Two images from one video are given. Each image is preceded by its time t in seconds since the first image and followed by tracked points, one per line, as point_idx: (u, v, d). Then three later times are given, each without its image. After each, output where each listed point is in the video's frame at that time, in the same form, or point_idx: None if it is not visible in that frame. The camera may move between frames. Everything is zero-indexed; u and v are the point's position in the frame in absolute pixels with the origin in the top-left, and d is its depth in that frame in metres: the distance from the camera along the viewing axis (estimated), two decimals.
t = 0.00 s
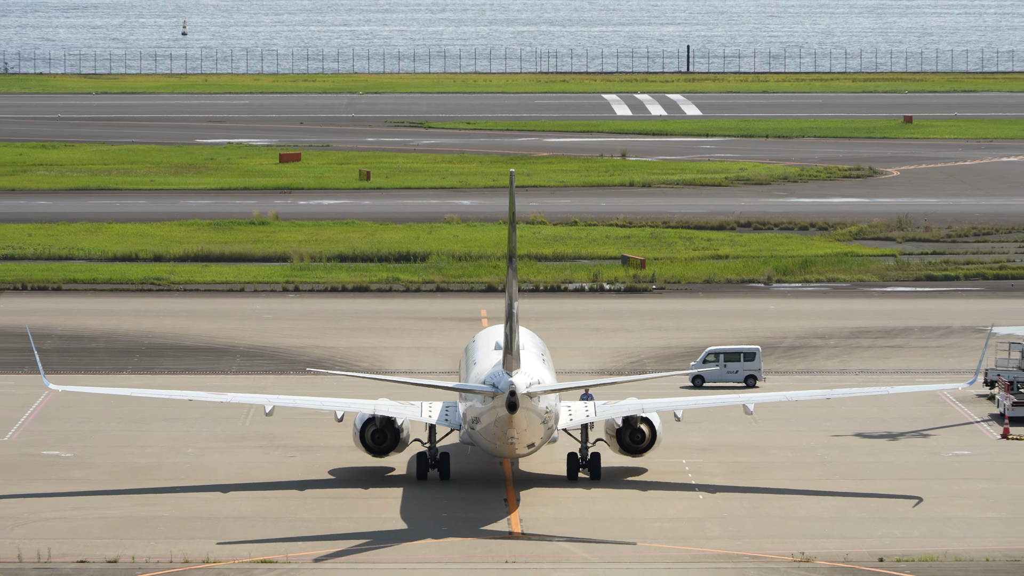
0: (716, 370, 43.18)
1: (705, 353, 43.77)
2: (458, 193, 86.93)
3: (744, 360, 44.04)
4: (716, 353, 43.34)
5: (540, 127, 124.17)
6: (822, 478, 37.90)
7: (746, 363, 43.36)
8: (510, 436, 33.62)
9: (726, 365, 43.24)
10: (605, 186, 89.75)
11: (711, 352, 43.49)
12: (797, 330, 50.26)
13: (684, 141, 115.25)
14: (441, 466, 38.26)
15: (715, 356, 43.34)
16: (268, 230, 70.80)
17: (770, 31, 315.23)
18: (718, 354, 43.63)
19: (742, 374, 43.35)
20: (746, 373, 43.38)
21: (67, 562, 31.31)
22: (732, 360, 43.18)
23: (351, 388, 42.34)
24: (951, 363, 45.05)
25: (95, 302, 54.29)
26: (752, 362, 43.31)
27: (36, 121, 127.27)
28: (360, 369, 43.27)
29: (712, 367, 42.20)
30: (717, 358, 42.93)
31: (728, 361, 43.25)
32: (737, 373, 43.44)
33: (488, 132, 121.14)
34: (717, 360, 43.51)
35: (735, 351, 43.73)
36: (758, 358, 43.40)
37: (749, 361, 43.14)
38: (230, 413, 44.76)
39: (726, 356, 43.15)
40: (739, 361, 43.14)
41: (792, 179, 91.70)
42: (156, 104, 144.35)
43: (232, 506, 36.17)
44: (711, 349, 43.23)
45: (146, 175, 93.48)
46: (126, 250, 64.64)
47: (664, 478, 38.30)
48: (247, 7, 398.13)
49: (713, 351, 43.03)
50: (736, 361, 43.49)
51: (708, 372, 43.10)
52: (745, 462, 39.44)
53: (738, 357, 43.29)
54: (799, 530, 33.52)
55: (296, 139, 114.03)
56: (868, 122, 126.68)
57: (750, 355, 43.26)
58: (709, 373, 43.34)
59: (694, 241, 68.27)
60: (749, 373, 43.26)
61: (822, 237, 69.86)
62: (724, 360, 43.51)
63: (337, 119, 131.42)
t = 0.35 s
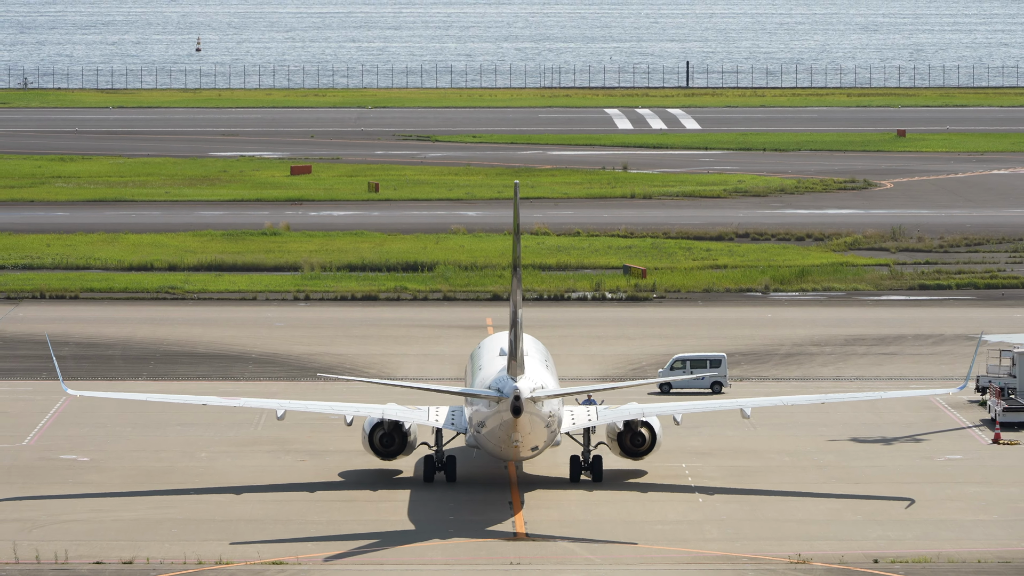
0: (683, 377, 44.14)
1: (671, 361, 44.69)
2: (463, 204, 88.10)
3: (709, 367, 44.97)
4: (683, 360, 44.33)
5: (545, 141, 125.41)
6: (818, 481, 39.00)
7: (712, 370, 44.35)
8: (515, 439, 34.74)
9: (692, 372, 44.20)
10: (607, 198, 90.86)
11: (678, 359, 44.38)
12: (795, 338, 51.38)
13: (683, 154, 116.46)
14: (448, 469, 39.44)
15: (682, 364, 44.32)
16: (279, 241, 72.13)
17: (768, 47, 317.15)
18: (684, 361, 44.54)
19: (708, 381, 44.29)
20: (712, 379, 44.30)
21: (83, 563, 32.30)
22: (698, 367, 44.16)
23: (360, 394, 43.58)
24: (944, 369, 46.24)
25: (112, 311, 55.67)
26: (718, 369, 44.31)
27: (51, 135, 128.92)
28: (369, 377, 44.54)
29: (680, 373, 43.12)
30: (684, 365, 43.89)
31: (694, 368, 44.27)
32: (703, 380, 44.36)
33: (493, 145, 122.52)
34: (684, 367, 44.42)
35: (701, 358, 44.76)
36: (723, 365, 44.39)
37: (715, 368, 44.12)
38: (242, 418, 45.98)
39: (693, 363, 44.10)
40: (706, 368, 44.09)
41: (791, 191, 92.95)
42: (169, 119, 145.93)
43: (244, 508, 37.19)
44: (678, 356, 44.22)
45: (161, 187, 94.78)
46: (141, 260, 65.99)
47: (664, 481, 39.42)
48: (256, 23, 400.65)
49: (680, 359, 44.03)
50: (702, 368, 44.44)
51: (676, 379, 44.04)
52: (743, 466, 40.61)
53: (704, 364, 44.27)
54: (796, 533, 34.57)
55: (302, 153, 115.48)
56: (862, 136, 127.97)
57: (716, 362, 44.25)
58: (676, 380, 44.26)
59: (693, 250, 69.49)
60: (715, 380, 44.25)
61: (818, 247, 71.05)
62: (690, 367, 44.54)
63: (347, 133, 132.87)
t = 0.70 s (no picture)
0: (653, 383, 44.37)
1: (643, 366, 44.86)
2: (468, 211, 88.34)
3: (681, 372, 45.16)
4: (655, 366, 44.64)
5: (549, 148, 125.62)
6: (821, 486, 39.16)
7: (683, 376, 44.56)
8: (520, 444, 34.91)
9: (663, 378, 44.43)
10: (611, 205, 91.04)
11: (649, 365, 44.56)
12: (798, 343, 51.59)
13: (687, 161, 116.61)
14: (453, 473, 39.67)
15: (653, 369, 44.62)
16: (285, 247, 72.40)
17: (770, 54, 317.37)
18: (655, 367, 44.75)
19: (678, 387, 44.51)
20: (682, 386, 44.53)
21: (89, 568, 32.51)
22: (668, 373, 44.38)
23: (366, 400, 43.84)
24: (947, 374, 46.47)
25: (118, 317, 55.96)
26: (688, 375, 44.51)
27: (58, 142, 129.27)
28: (375, 383, 44.80)
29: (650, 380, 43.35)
30: (654, 372, 44.09)
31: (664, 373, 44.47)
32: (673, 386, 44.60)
33: (497, 152, 122.76)
34: (654, 373, 44.64)
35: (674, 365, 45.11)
36: (694, 371, 44.61)
37: (685, 374, 44.33)
38: (248, 424, 46.20)
39: (663, 370, 44.30)
40: (676, 374, 44.31)
41: (795, 198, 93.14)
42: (176, 126, 146.22)
43: (250, 514, 37.34)
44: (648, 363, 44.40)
45: (168, 194, 94.99)
46: (148, 267, 66.27)
47: (668, 485, 39.64)
48: (261, 30, 401.16)
49: (651, 365, 44.22)
50: (673, 374, 44.65)
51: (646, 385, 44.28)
52: (746, 471, 40.78)
53: (675, 371, 44.47)
54: (800, 538, 34.72)
55: (307, 159, 115.77)
56: (865, 143, 128.15)
57: (686, 368, 44.45)
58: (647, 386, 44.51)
59: (697, 257, 69.70)
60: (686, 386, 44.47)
61: (822, 254, 71.23)
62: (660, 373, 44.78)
63: (353, 140, 133.12)
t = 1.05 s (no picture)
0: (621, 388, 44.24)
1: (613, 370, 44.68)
2: (472, 215, 88.36)
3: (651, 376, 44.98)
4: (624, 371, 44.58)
5: (553, 152, 125.68)
6: (826, 490, 39.16)
7: (652, 381, 44.40)
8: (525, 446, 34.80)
9: (632, 383, 44.30)
10: (616, 209, 91.05)
11: (619, 370, 44.37)
12: (802, 347, 51.63)
13: (691, 165, 116.64)
14: (458, 476, 39.68)
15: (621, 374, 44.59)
16: (289, 251, 72.46)
17: (773, 58, 317.46)
18: (625, 371, 44.52)
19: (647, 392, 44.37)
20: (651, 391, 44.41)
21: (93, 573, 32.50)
22: (637, 378, 44.23)
23: (371, 404, 43.87)
24: (951, 379, 46.48)
25: (123, 321, 56.02)
26: (657, 380, 44.36)
27: (63, 146, 129.35)
28: (380, 388, 44.84)
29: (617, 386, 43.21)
30: (622, 377, 43.93)
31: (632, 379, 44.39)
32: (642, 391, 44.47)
33: (501, 156, 122.78)
34: (624, 377, 44.49)
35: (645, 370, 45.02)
36: (663, 376, 44.39)
37: (655, 379, 44.14)
38: (253, 428, 46.22)
39: (632, 375, 44.14)
40: (645, 379, 44.15)
41: (800, 202, 93.14)
42: (180, 130, 146.26)
43: (255, 518, 37.31)
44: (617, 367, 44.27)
45: (173, 198, 95.01)
46: (153, 271, 66.31)
47: (673, 489, 39.64)
48: (265, 34, 401.37)
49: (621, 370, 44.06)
50: (642, 379, 44.49)
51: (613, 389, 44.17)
52: (751, 475, 40.79)
53: (644, 375, 44.31)
54: (805, 542, 34.69)
55: (312, 164, 115.77)
56: (868, 147, 128.18)
57: (656, 374, 44.23)
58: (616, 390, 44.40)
59: (702, 261, 69.75)
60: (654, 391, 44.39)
61: (827, 258, 71.26)
62: (630, 378, 44.69)
63: (358, 144, 133.19)
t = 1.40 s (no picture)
0: (589, 391, 44.12)
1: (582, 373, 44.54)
2: (477, 219, 88.41)
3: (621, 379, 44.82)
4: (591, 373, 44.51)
5: (557, 155, 125.77)
6: (829, 493, 39.15)
7: (620, 385, 44.22)
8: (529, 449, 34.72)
9: (599, 386, 44.15)
10: (620, 212, 91.04)
11: (587, 373, 44.24)
12: (805, 351, 51.69)
13: (695, 169, 116.76)
14: (461, 478, 39.74)
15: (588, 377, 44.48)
16: (294, 255, 72.51)
17: (775, 61, 317.67)
18: (593, 374, 44.37)
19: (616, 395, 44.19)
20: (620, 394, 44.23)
21: None
22: (605, 382, 44.05)
23: (375, 407, 43.91)
24: (954, 382, 46.53)
25: (126, 325, 56.07)
26: (625, 383, 44.17)
27: (67, 150, 129.51)
28: (384, 391, 44.95)
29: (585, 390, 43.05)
30: (590, 381, 43.79)
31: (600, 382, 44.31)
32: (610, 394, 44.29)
33: (505, 160, 122.82)
34: (592, 381, 44.35)
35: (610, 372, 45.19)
36: (631, 379, 44.21)
37: (622, 382, 43.97)
38: (257, 431, 46.27)
39: (600, 378, 43.98)
40: (613, 382, 43.99)
41: (804, 205, 93.15)
42: (185, 133, 146.36)
43: (259, 521, 37.30)
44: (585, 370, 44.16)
45: (177, 202, 95.06)
46: (157, 274, 66.38)
47: (677, 492, 39.62)
48: (269, 38, 401.72)
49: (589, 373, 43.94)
50: (610, 382, 44.32)
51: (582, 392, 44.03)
52: (755, 478, 40.81)
53: (612, 379, 44.16)
54: (808, 546, 34.65)
55: (316, 168, 115.87)
56: (872, 151, 128.19)
57: (624, 377, 44.07)
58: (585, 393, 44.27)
59: (707, 264, 69.75)
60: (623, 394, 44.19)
61: (831, 261, 71.22)
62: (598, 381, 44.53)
63: (362, 147, 133.26)
